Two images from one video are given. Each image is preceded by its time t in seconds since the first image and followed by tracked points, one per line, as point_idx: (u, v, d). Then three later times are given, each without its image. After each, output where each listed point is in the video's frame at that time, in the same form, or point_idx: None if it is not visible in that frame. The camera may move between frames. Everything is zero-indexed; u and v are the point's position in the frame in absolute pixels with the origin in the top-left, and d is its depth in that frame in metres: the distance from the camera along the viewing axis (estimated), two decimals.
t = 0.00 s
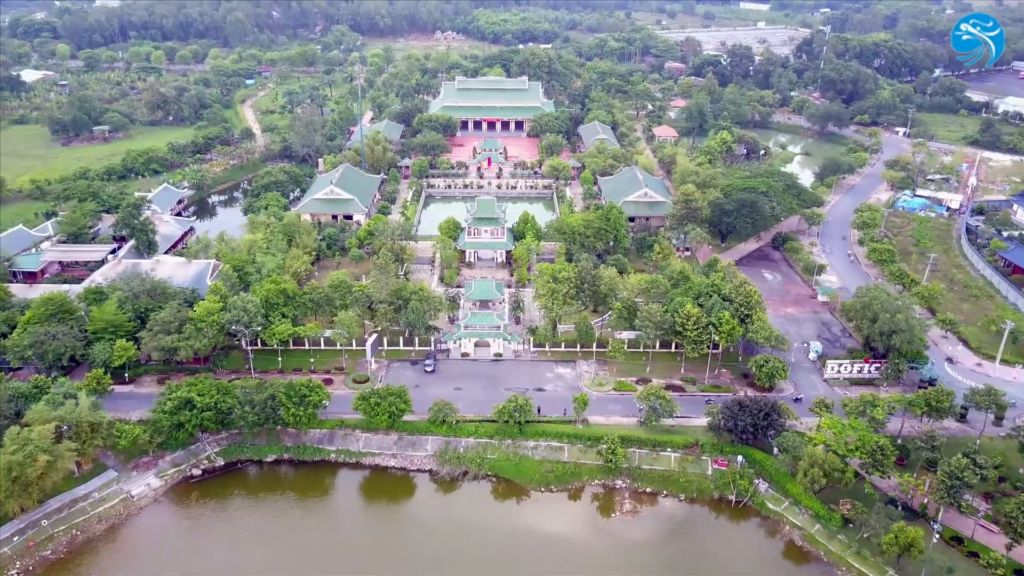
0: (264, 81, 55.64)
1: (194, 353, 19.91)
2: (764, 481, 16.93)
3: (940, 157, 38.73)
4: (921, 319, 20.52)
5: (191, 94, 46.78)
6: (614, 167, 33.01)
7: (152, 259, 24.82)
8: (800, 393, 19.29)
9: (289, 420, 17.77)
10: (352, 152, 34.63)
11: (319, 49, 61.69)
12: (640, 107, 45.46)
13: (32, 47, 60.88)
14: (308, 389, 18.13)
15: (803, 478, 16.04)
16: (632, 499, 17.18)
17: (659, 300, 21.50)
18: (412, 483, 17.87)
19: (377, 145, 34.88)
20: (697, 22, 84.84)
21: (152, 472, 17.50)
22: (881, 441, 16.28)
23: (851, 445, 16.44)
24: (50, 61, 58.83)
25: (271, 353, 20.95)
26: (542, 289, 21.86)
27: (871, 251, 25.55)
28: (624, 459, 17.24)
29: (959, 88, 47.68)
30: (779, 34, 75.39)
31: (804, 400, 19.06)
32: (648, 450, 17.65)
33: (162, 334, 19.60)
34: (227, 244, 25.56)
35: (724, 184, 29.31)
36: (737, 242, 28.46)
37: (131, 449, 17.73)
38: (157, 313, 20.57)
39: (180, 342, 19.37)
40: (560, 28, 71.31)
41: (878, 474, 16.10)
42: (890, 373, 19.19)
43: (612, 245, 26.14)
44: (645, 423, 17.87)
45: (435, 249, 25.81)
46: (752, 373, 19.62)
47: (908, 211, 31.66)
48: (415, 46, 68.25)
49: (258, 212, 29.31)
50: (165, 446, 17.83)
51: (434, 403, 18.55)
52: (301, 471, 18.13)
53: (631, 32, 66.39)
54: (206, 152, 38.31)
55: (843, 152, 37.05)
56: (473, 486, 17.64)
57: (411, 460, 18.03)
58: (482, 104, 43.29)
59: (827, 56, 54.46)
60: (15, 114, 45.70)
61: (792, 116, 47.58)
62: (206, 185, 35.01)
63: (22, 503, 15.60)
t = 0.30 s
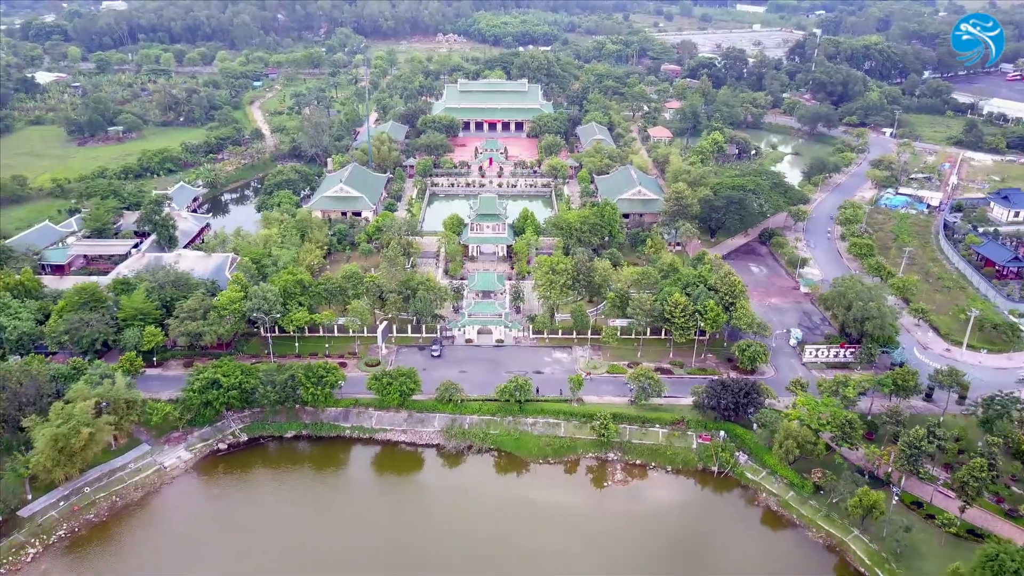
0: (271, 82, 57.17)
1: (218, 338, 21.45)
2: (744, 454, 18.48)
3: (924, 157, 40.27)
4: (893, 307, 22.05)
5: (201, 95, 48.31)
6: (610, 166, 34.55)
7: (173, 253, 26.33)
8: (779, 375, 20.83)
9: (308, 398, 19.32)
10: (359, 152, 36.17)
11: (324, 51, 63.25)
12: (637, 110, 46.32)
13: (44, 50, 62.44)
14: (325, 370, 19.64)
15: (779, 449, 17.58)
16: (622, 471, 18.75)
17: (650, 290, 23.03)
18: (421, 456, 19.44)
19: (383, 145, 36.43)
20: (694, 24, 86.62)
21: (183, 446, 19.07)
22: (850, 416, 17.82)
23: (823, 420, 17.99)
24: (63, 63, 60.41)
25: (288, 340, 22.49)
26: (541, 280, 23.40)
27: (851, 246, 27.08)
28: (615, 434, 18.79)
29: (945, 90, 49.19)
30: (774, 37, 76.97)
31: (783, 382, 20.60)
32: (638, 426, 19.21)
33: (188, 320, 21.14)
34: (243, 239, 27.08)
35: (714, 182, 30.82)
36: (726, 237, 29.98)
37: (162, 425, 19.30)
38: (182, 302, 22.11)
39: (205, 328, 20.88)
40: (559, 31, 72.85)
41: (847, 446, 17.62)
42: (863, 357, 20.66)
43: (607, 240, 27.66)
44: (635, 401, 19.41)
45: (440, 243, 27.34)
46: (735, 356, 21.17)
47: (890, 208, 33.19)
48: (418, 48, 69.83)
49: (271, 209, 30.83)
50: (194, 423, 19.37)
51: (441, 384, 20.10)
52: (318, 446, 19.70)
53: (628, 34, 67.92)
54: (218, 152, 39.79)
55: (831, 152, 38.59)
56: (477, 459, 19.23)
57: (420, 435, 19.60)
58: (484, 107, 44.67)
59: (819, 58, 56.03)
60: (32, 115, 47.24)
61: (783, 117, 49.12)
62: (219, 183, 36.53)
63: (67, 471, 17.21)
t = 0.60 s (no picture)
0: (278, 83, 58.56)
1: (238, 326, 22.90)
2: (728, 431, 19.96)
3: (911, 156, 41.72)
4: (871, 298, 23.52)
5: (211, 96, 49.73)
6: (606, 165, 35.98)
7: (192, 247, 27.79)
8: (763, 360, 22.29)
9: (324, 380, 20.75)
10: (366, 151, 37.59)
11: (329, 52, 64.68)
12: (633, 109, 48.21)
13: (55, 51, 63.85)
14: (339, 355, 21.09)
15: (761, 427, 19.03)
16: (616, 447, 20.22)
17: (643, 282, 24.50)
18: (429, 435, 20.90)
19: (389, 144, 37.88)
20: (691, 25, 88.16)
21: (208, 425, 20.56)
22: (826, 395, 19.25)
23: (801, 399, 19.43)
24: (73, 64, 61.83)
25: (303, 328, 23.95)
26: (540, 272, 24.86)
27: (835, 240, 28.53)
28: (610, 413, 20.24)
29: (934, 91, 50.62)
30: (769, 38, 78.36)
31: (766, 366, 22.07)
32: (631, 406, 20.68)
33: (210, 309, 22.59)
34: (258, 234, 28.51)
35: (706, 180, 32.24)
36: (717, 232, 31.43)
37: (189, 406, 20.78)
38: (204, 292, 23.56)
39: (226, 316, 22.32)
40: (558, 32, 74.25)
41: (823, 423, 19.06)
42: (841, 343, 22.10)
43: (604, 235, 29.11)
44: (628, 383, 20.86)
45: (445, 238, 28.80)
46: (722, 343, 22.62)
47: (875, 205, 34.69)
48: (420, 49, 71.27)
49: (283, 206, 32.27)
50: (218, 403, 20.83)
51: (447, 367, 21.56)
52: (333, 426, 21.15)
53: (627, 36, 69.27)
54: (229, 151, 41.21)
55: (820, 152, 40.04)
56: (481, 437, 20.70)
57: (427, 415, 21.06)
58: (485, 107, 46.11)
59: (812, 60, 57.46)
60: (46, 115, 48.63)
61: (776, 118, 50.55)
62: (231, 181, 37.95)
63: (103, 446, 18.67)
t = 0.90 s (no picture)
0: (284, 84, 59.97)
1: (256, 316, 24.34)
2: (715, 413, 21.39)
3: (898, 156, 43.16)
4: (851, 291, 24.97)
5: (219, 98, 51.12)
6: (604, 164, 37.38)
7: (208, 242, 29.21)
8: (749, 348, 23.73)
9: (338, 366, 22.15)
10: (372, 152, 39.01)
11: (334, 55, 66.11)
12: (630, 111, 49.70)
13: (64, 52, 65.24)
14: (352, 342, 22.49)
15: (745, 408, 20.46)
16: (611, 429, 21.67)
17: (637, 275, 25.94)
18: (436, 418, 22.36)
19: (394, 145, 39.29)
20: (688, 27, 89.72)
21: (229, 408, 21.99)
22: (806, 379, 20.68)
23: (783, 383, 20.86)
24: (83, 66, 63.27)
25: (316, 319, 25.39)
26: (540, 266, 26.30)
27: (821, 237, 29.95)
28: (605, 397, 21.67)
29: (923, 93, 52.02)
30: (765, 40, 79.83)
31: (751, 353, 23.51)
32: (625, 391, 22.13)
33: (230, 300, 24.03)
34: (271, 230, 29.92)
35: (699, 179, 33.64)
36: (709, 229, 32.86)
37: (211, 390, 22.19)
38: (223, 285, 25.00)
39: (244, 307, 23.73)
40: (557, 34, 75.66)
41: (803, 405, 20.48)
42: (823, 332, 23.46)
43: (601, 232, 30.54)
44: (622, 369, 22.31)
45: (449, 234, 30.22)
46: (711, 332, 24.02)
47: (862, 204, 36.12)
48: (422, 51, 72.71)
49: (293, 204, 33.68)
50: (238, 388, 22.24)
51: (452, 354, 22.99)
52: (346, 409, 22.60)
53: (624, 38, 70.73)
54: (239, 151, 42.60)
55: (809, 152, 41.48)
56: (484, 419, 22.15)
57: (434, 399, 22.51)
58: (487, 108, 47.50)
59: (805, 62, 58.85)
60: (60, 117, 50.05)
61: (769, 119, 51.98)
62: (242, 180, 39.36)
63: (134, 426, 20.09)
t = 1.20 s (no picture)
0: (290, 86, 61.37)
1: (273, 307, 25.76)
2: (706, 396, 22.78)
3: (888, 155, 44.54)
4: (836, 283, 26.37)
5: (229, 99, 52.50)
6: (602, 163, 38.75)
7: (225, 238, 30.58)
8: (738, 337, 25.13)
9: (351, 353, 23.58)
10: (378, 151, 40.39)
11: (339, 56, 67.50)
12: (628, 111, 51.08)
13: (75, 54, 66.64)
14: (364, 331, 23.91)
15: (733, 391, 21.86)
16: (608, 411, 23.12)
17: (633, 269, 27.35)
18: (443, 401, 23.84)
19: (400, 145, 40.66)
20: (686, 28, 91.13)
21: (249, 392, 23.42)
22: (791, 364, 22.08)
23: (769, 368, 22.26)
24: (94, 67, 64.69)
25: (329, 311, 26.81)
26: (542, 260, 27.70)
27: (810, 233, 31.33)
28: (602, 381, 23.07)
29: (914, 94, 53.36)
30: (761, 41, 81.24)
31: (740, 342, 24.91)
32: (621, 376, 23.54)
33: (248, 292, 25.43)
34: (284, 226, 31.31)
35: (694, 177, 35.02)
36: (703, 226, 34.24)
37: (232, 375, 23.61)
38: (241, 277, 26.40)
39: (262, 298, 25.14)
40: (558, 35, 77.02)
41: (788, 388, 21.88)
42: (809, 322, 24.84)
43: (599, 228, 31.92)
44: (618, 356, 23.72)
45: (454, 230, 31.60)
46: (703, 322, 25.42)
47: (851, 201, 37.51)
48: (425, 53, 74.12)
49: (304, 201, 35.07)
50: (257, 374, 23.65)
51: (459, 342, 24.41)
52: (359, 393, 24.04)
53: (623, 40, 72.04)
54: (250, 151, 43.98)
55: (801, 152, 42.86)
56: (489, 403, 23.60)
57: (442, 383, 23.94)
58: (489, 109, 48.86)
59: (799, 64, 60.18)
60: (74, 117, 51.46)
61: (764, 119, 53.35)
62: (253, 179, 40.75)
63: (162, 407, 21.52)
